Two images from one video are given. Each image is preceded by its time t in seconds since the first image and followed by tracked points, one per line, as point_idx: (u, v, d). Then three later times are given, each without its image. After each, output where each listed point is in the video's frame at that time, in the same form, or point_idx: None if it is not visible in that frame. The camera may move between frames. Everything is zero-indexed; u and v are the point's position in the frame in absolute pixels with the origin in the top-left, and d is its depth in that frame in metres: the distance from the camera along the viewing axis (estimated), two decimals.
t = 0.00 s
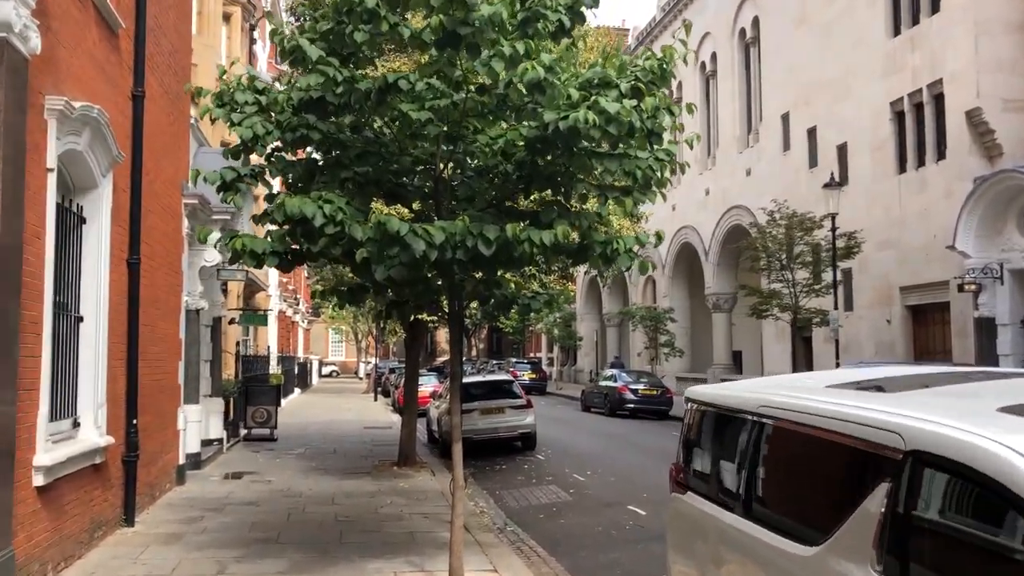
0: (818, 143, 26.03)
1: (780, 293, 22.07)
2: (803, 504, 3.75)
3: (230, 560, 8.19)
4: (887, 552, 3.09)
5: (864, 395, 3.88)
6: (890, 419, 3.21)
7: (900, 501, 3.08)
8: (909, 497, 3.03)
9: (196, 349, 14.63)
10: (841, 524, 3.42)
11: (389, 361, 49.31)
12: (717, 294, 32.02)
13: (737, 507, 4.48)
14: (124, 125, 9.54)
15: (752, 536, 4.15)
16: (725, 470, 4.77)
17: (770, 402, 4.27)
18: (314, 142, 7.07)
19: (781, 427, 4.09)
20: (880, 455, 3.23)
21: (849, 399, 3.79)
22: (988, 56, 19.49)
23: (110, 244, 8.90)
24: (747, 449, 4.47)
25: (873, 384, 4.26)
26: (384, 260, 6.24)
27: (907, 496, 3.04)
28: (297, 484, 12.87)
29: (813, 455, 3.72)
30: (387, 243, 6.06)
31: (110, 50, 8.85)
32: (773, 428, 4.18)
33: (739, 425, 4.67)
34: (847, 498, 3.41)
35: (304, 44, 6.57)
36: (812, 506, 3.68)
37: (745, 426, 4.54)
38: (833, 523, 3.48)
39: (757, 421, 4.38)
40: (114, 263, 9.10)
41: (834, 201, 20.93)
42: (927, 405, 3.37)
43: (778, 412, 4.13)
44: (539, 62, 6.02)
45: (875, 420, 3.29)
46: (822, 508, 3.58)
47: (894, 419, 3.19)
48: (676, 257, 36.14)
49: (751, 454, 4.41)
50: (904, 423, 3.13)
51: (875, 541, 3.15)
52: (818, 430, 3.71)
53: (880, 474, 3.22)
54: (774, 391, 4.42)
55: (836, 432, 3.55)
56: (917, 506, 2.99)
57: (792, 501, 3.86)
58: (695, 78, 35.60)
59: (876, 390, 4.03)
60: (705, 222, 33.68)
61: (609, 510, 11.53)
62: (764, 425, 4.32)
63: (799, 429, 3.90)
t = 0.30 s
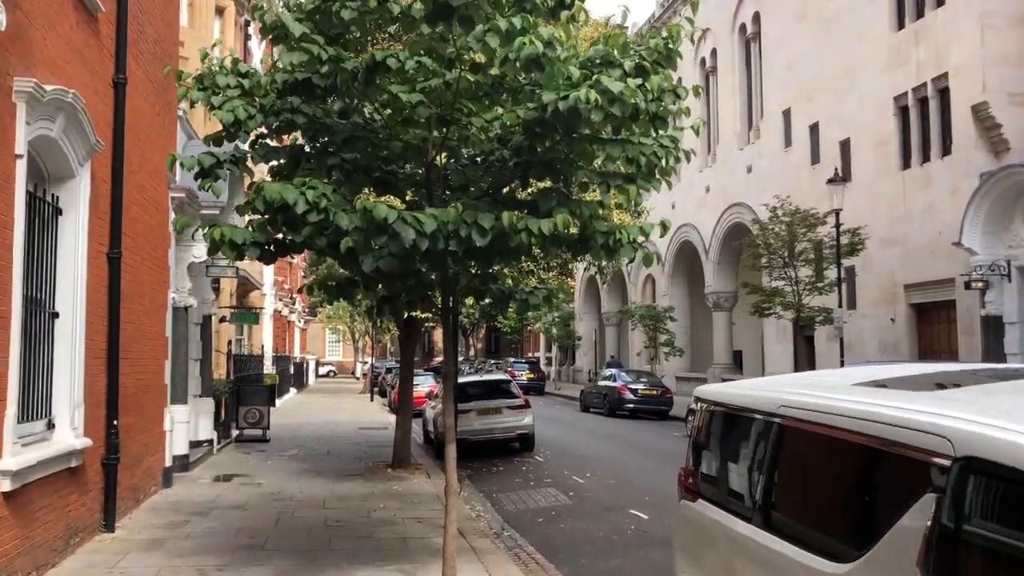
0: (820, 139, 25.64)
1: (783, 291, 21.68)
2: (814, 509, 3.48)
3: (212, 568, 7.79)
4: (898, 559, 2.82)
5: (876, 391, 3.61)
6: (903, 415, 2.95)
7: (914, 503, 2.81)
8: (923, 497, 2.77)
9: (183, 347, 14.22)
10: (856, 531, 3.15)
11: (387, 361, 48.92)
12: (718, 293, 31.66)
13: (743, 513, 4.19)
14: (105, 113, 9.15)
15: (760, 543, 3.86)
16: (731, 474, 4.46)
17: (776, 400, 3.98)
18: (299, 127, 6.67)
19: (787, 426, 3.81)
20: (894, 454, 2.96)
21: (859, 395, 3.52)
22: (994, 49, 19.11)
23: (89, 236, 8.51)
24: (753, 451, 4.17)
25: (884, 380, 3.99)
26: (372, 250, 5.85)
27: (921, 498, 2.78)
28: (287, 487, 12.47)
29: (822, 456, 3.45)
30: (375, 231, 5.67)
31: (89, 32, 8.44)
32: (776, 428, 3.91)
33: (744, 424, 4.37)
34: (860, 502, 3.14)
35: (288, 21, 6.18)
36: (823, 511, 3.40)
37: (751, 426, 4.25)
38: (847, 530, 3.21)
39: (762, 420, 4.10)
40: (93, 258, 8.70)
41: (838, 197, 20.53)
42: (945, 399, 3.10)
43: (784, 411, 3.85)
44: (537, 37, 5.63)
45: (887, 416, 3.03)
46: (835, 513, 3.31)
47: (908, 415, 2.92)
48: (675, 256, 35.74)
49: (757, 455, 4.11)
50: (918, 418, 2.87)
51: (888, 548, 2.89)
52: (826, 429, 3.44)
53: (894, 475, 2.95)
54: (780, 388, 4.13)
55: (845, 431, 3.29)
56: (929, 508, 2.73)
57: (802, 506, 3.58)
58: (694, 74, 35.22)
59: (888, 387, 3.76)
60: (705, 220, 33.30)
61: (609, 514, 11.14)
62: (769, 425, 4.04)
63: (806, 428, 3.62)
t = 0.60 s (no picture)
0: (823, 137, 25.25)
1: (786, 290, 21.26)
2: (821, 521, 3.24)
3: None
4: None
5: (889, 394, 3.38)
6: (943, 426, 2.63)
7: (932, 516, 2.62)
8: (945, 511, 2.57)
9: (171, 348, 13.78)
10: (867, 544, 2.93)
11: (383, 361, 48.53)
12: (718, 292, 31.28)
13: (748, 524, 3.91)
14: (86, 103, 8.76)
15: (763, 556, 3.61)
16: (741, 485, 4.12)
17: (784, 405, 3.72)
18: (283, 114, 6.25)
19: (794, 432, 3.57)
20: (910, 461, 2.76)
21: (871, 399, 3.29)
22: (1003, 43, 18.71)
23: (64, 231, 8.08)
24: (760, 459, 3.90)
25: (895, 383, 3.76)
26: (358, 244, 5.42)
27: (942, 512, 2.58)
28: (278, 493, 12.05)
29: (832, 464, 3.22)
30: (361, 224, 5.23)
31: (64, 17, 8.01)
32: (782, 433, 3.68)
33: (753, 431, 4.07)
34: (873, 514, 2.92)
35: None
36: (832, 524, 3.17)
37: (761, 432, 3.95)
38: (858, 544, 2.99)
39: (776, 428, 3.76)
40: (70, 254, 8.28)
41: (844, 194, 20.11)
42: (961, 404, 2.89)
43: (791, 416, 3.61)
44: (537, 13, 5.24)
45: (901, 422, 2.82)
46: (844, 526, 3.08)
47: (924, 421, 2.72)
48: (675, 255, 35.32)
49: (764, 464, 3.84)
50: (961, 429, 2.55)
51: None
52: (837, 435, 3.21)
53: (910, 485, 2.74)
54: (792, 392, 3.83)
55: (856, 437, 3.07)
56: (951, 525, 2.53)
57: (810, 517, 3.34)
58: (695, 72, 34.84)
59: (900, 389, 3.52)
60: (705, 219, 32.90)
61: (610, 521, 10.73)
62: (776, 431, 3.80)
63: (815, 434, 3.38)
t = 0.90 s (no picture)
0: (826, 132, 24.88)
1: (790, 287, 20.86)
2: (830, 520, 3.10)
3: None
4: None
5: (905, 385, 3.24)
6: (971, 417, 2.46)
7: (951, 515, 2.51)
8: (964, 512, 2.46)
9: (160, 346, 13.38)
10: (879, 543, 2.80)
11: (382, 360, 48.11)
12: (719, 291, 30.91)
13: (761, 528, 3.70)
14: (66, 88, 8.37)
15: (772, 557, 3.43)
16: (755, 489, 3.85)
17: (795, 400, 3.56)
18: (270, 92, 5.88)
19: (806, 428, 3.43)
20: (928, 454, 2.63)
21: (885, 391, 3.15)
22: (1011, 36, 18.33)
23: (41, 220, 7.67)
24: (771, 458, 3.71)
25: (912, 377, 3.61)
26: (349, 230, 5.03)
27: (961, 512, 2.47)
28: (270, 494, 11.64)
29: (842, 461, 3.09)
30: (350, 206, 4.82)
31: None
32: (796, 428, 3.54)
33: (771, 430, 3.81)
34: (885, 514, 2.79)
35: None
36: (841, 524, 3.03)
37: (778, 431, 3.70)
38: (871, 544, 2.85)
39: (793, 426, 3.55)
40: (47, 245, 7.88)
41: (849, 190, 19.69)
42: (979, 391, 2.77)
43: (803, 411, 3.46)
44: None
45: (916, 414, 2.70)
46: (852, 524, 2.96)
47: (938, 412, 2.60)
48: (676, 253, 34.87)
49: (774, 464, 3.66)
50: (990, 421, 2.39)
51: None
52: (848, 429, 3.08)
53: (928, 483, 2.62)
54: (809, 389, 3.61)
55: (865, 429, 2.96)
56: (972, 525, 2.42)
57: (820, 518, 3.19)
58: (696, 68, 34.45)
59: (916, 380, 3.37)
60: (706, 216, 32.50)
61: (613, 525, 10.34)
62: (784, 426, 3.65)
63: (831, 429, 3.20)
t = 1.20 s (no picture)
0: (829, 130, 24.52)
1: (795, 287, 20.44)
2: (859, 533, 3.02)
3: None
4: None
5: (924, 389, 3.19)
6: (994, 422, 2.45)
7: (975, 526, 2.46)
8: (991, 523, 2.41)
9: (148, 346, 12.96)
10: (904, 555, 2.74)
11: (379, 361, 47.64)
12: (720, 290, 30.52)
13: (783, 542, 3.54)
14: (45, 76, 7.98)
15: None
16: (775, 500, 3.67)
17: (813, 406, 3.47)
18: (257, 75, 5.54)
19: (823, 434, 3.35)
20: (953, 460, 2.60)
21: (904, 397, 3.11)
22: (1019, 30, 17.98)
23: (15, 215, 7.26)
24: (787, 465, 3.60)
25: (933, 379, 3.49)
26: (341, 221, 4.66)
27: (988, 524, 2.42)
28: (262, 499, 11.28)
29: (867, 470, 3.03)
30: (339, 194, 4.45)
31: None
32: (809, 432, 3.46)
33: (796, 439, 3.59)
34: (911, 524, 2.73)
35: None
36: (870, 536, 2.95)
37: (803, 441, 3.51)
38: (895, 555, 2.80)
39: (817, 434, 3.39)
40: (22, 243, 7.48)
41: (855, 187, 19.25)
42: (1000, 395, 2.75)
43: (820, 416, 3.39)
44: None
45: (940, 421, 2.67)
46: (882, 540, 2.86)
47: (961, 419, 2.58)
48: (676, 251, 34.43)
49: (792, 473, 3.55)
50: (1015, 425, 2.37)
51: None
52: (873, 437, 3.02)
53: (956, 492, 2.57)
54: (833, 395, 3.46)
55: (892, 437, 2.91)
56: (998, 537, 2.37)
57: (846, 533, 3.10)
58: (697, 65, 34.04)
59: (935, 383, 3.32)
60: (708, 215, 32.03)
61: (617, 532, 9.98)
62: (803, 432, 3.52)
63: (861, 438, 3.09)
